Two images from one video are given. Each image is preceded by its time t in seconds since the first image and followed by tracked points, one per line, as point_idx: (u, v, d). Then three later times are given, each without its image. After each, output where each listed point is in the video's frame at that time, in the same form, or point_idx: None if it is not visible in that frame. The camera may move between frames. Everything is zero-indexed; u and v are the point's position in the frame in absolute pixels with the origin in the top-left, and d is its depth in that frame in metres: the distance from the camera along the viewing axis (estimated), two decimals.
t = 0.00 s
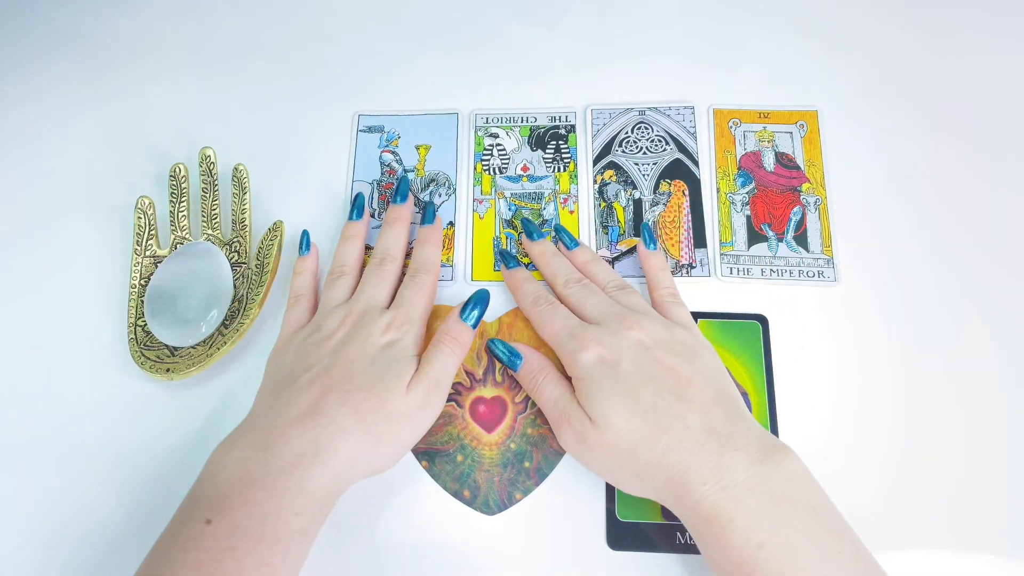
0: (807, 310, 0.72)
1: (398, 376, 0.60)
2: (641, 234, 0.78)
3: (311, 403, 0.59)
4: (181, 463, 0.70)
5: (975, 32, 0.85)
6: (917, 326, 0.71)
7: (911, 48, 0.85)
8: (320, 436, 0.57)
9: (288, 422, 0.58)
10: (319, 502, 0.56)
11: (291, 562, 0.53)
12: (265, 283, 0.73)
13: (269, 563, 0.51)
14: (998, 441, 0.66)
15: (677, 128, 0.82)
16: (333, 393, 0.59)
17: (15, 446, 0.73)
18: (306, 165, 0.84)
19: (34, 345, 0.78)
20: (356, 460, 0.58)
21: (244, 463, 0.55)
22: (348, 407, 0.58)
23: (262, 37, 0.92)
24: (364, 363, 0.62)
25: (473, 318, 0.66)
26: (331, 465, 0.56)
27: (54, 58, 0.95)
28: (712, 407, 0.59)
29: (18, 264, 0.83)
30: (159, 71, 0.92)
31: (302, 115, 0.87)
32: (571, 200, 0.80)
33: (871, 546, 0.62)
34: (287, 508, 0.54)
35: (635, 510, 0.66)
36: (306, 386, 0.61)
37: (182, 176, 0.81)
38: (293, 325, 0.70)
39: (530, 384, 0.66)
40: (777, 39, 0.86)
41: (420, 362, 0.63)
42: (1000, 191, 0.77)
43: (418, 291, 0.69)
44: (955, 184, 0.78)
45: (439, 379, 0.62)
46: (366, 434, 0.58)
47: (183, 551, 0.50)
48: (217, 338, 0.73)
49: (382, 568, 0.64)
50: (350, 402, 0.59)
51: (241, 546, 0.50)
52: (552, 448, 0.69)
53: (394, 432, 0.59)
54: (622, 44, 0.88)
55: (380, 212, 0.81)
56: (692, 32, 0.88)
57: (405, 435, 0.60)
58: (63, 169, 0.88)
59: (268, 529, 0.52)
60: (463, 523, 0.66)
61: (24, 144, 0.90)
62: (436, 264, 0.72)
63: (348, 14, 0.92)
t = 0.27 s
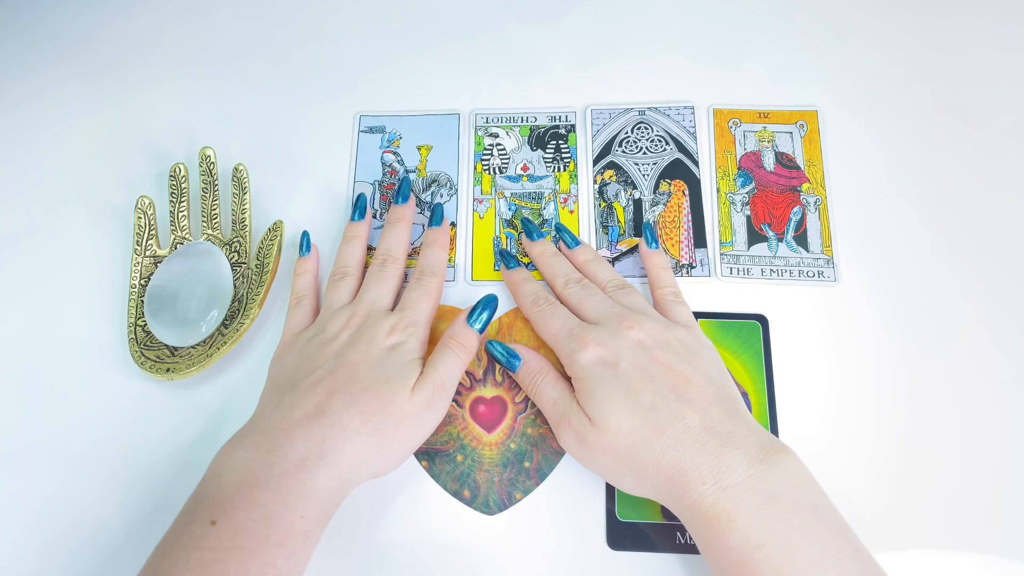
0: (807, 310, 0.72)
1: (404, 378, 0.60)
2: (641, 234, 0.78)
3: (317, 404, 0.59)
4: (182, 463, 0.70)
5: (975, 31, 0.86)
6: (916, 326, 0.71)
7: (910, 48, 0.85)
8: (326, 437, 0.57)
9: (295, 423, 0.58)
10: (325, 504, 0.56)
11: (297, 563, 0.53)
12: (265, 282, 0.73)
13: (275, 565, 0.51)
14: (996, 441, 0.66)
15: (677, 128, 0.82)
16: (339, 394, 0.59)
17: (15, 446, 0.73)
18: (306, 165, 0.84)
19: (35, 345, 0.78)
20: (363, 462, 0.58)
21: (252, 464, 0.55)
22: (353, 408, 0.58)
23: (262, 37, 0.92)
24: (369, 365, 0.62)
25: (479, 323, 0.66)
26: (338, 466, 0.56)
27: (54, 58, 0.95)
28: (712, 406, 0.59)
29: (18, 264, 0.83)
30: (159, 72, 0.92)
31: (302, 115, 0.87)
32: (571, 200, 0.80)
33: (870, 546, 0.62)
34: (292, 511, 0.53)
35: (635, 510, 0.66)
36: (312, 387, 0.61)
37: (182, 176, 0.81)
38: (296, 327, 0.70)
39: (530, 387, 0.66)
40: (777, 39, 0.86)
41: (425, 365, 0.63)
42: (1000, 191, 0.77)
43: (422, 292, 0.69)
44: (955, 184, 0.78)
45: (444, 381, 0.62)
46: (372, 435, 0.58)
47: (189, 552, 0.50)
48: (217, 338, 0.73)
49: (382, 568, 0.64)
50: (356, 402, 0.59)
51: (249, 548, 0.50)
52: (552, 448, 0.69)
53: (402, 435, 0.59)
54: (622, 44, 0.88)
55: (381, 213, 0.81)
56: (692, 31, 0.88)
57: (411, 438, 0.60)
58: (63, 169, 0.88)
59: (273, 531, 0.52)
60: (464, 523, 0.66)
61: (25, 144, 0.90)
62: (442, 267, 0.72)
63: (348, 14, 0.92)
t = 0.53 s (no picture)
0: (806, 309, 0.73)
1: (407, 379, 0.60)
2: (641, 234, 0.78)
3: (320, 404, 0.59)
4: (182, 463, 0.70)
5: (974, 31, 0.86)
6: (916, 325, 0.71)
7: (910, 47, 0.85)
8: (328, 438, 0.57)
9: (297, 424, 0.58)
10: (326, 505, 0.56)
11: (298, 564, 0.53)
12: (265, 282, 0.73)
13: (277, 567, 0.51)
14: (997, 441, 0.66)
15: (677, 128, 0.82)
16: (342, 394, 0.59)
17: (16, 446, 0.73)
18: (306, 165, 0.84)
19: (35, 345, 0.78)
20: (366, 463, 0.58)
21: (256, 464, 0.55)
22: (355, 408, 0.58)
23: (262, 37, 0.92)
24: (371, 365, 0.62)
25: (485, 325, 0.66)
26: (341, 467, 0.56)
27: (54, 58, 0.95)
28: (711, 406, 0.59)
29: (18, 264, 0.83)
30: (158, 72, 0.92)
31: (302, 114, 0.87)
32: (571, 199, 0.80)
33: (870, 546, 0.62)
34: (295, 511, 0.54)
35: (635, 510, 0.66)
36: (314, 387, 0.61)
37: (182, 176, 0.81)
38: (297, 327, 0.70)
39: (529, 388, 0.66)
40: (777, 39, 0.86)
41: (427, 367, 0.63)
42: (1000, 191, 0.77)
43: (424, 292, 0.69)
44: (955, 184, 0.78)
45: (447, 383, 0.62)
46: (373, 436, 0.58)
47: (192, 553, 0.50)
48: (217, 338, 0.73)
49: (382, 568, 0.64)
50: (358, 403, 0.59)
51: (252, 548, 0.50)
52: (552, 448, 0.69)
53: (403, 438, 0.59)
54: (622, 44, 0.88)
55: (381, 213, 0.81)
56: (692, 31, 0.88)
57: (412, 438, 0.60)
58: (63, 169, 0.88)
59: (276, 531, 0.52)
60: (464, 523, 0.66)
61: (25, 144, 0.90)
62: (444, 267, 0.72)
63: (348, 14, 0.92)
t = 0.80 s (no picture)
0: (807, 308, 0.73)
1: (405, 377, 0.60)
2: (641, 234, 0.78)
3: (319, 403, 0.59)
4: (182, 463, 0.70)
5: (974, 31, 0.86)
6: (916, 325, 0.71)
7: (910, 48, 0.85)
8: (328, 437, 0.57)
9: (298, 423, 0.58)
10: (327, 504, 0.56)
11: (298, 563, 0.53)
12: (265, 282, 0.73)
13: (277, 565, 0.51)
14: (998, 441, 0.66)
15: (677, 128, 0.82)
16: (340, 393, 0.59)
17: (16, 446, 0.73)
18: (306, 165, 0.84)
19: (35, 345, 0.78)
20: (367, 462, 0.58)
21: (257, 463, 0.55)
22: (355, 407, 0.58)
23: (262, 37, 0.92)
24: (369, 364, 0.62)
25: (488, 322, 0.65)
26: (341, 466, 0.56)
27: (54, 58, 0.95)
28: (715, 404, 0.59)
29: (18, 264, 0.83)
30: (159, 72, 0.92)
31: (302, 115, 0.87)
32: (571, 199, 0.80)
33: (872, 546, 0.62)
34: (295, 510, 0.54)
35: (635, 510, 0.66)
36: (313, 386, 0.61)
37: (182, 176, 0.81)
38: (296, 326, 0.70)
39: (529, 381, 0.64)
40: (777, 39, 0.86)
41: (425, 365, 0.63)
42: (1000, 191, 0.77)
43: (421, 288, 0.69)
44: (955, 184, 0.78)
45: (448, 382, 0.62)
46: (370, 436, 0.58)
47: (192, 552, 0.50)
48: (217, 338, 0.73)
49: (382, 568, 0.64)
50: (357, 402, 0.59)
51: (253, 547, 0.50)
52: (552, 448, 0.69)
53: (403, 436, 0.59)
54: (623, 44, 0.88)
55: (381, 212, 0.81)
56: (692, 31, 0.88)
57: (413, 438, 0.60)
58: (63, 169, 0.88)
59: (276, 531, 0.52)
60: (463, 523, 0.66)
61: (25, 144, 0.90)
62: (438, 261, 0.72)
63: (348, 14, 0.92)
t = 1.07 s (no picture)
0: (807, 308, 0.73)
1: (405, 377, 0.60)
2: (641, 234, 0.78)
3: (318, 404, 0.59)
4: (182, 463, 0.70)
5: (973, 31, 0.86)
6: (917, 325, 0.71)
7: (909, 48, 0.85)
8: (329, 439, 0.57)
9: (298, 424, 0.58)
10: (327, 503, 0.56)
11: (299, 564, 0.53)
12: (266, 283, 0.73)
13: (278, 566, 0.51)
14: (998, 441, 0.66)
15: (677, 128, 0.82)
16: (339, 395, 0.59)
17: (15, 446, 0.73)
18: (306, 165, 0.84)
19: (34, 345, 0.78)
20: (366, 463, 0.58)
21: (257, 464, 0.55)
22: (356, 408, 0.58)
23: (262, 37, 0.92)
24: (370, 363, 0.62)
25: (488, 319, 0.65)
26: (341, 467, 0.56)
27: (54, 58, 0.95)
28: (774, 391, 0.59)
29: (18, 264, 0.83)
30: (158, 72, 0.92)
31: (302, 115, 0.87)
32: (571, 199, 0.80)
33: (907, 543, 0.63)
34: (296, 511, 0.54)
35: (635, 510, 0.66)
36: (312, 387, 0.61)
37: (182, 176, 0.81)
38: (296, 325, 0.70)
39: (586, 349, 0.66)
40: (777, 39, 0.86)
41: (426, 363, 0.63)
42: (1000, 191, 0.77)
43: (422, 287, 0.69)
44: (955, 184, 0.78)
45: (448, 381, 0.62)
46: (365, 439, 0.57)
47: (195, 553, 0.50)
48: (217, 338, 0.73)
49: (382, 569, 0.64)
50: (357, 403, 0.59)
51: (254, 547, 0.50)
52: (552, 448, 0.69)
53: (405, 435, 0.59)
54: (622, 44, 0.88)
55: (381, 212, 0.81)
56: (692, 31, 0.88)
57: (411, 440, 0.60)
58: (63, 169, 0.88)
59: (277, 532, 0.52)
60: (464, 523, 0.66)
61: (25, 144, 0.90)
62: (440, 260, 0.72)
63: (347, 14, 0.92)
